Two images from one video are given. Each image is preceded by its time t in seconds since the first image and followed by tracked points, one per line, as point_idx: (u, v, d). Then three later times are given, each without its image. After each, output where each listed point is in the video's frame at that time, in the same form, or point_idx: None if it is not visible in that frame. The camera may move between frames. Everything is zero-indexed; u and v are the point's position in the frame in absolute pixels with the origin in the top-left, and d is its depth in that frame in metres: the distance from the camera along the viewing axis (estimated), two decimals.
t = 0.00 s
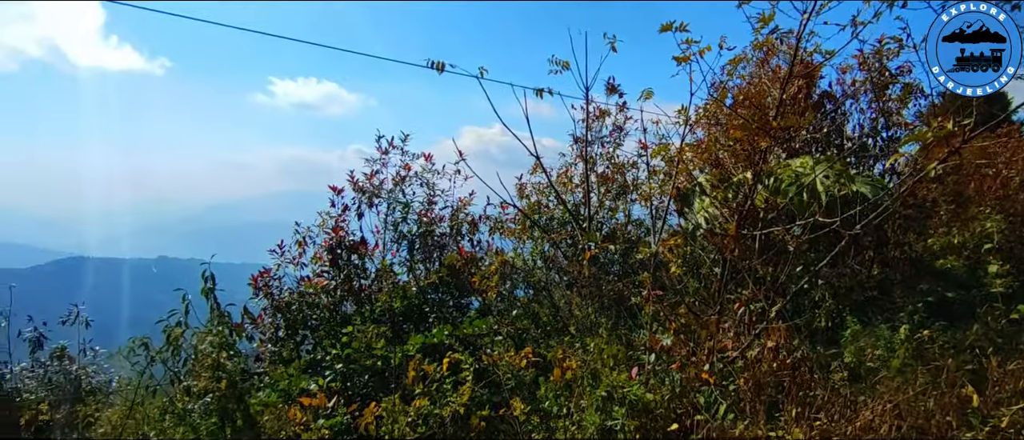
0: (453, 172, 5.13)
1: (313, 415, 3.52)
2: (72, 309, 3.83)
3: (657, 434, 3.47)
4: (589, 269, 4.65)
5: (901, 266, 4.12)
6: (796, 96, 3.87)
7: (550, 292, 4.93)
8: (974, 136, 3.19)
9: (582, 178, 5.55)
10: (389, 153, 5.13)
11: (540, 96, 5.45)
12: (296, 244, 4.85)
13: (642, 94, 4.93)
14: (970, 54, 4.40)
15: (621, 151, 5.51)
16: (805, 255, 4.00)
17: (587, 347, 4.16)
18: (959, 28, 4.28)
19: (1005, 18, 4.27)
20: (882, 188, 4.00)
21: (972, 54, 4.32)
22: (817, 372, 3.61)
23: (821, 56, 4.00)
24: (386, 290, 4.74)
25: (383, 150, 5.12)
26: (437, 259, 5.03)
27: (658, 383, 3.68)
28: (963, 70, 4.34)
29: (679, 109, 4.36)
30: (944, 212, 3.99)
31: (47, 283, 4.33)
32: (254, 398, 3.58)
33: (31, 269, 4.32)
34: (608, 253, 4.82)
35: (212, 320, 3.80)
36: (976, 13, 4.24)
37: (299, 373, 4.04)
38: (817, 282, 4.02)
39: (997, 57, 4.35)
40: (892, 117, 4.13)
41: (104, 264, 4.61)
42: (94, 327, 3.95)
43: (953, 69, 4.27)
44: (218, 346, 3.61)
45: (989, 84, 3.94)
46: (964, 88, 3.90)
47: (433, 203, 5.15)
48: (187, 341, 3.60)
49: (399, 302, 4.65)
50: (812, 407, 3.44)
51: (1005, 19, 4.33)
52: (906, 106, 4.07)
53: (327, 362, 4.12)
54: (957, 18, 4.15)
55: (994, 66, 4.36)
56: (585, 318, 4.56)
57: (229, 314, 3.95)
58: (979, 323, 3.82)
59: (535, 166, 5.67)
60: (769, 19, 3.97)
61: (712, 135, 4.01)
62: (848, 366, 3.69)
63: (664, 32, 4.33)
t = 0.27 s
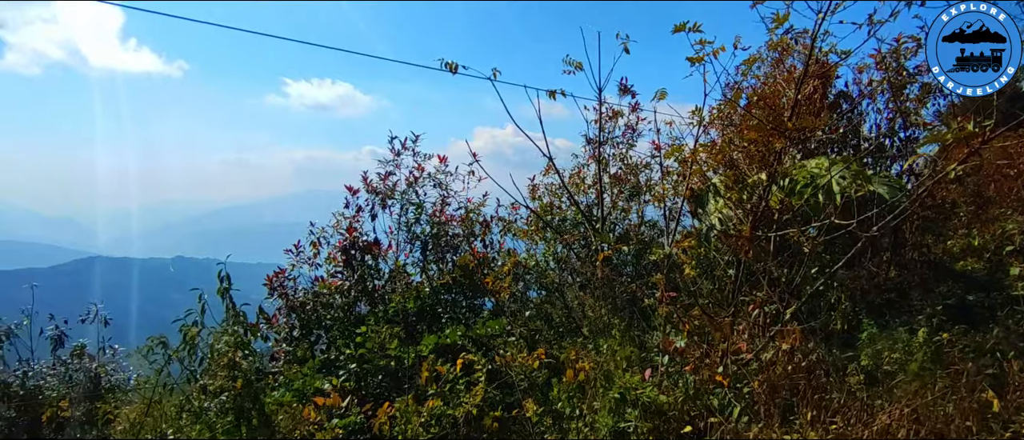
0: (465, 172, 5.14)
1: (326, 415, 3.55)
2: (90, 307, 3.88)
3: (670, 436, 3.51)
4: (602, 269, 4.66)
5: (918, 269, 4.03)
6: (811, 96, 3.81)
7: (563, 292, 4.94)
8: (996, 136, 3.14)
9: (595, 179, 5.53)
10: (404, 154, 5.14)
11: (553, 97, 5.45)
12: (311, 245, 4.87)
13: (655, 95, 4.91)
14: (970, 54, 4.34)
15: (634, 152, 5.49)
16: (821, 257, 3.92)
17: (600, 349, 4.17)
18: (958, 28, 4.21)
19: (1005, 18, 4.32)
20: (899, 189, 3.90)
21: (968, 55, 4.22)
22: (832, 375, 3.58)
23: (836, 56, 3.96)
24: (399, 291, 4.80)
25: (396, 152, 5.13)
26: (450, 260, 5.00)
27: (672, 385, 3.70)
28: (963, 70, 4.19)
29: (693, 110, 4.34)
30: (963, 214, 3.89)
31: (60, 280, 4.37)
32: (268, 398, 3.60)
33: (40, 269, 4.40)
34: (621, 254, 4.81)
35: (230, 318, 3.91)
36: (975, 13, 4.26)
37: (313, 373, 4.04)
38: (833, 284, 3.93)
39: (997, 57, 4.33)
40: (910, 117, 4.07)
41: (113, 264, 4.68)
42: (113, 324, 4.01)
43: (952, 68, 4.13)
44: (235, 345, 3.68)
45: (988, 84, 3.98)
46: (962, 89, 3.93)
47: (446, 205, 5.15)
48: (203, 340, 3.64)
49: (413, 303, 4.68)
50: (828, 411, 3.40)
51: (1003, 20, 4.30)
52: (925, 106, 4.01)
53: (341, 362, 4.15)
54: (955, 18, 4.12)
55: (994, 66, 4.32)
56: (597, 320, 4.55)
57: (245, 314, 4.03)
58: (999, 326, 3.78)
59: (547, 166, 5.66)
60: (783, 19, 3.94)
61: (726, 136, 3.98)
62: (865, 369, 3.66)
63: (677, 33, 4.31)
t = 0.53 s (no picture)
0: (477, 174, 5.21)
1: (339, 414, 3.57)
2: (110, 306, 3.90)
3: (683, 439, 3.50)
4: (615, 271, 4.59)
5: (939, 271, 3.97)
6: (826, 97, 3.76)
7: (575, 293, 4.89)
8: (1016, 138, 3.12)
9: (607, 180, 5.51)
10: (415, 155, 5.16)
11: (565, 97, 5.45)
12: (325, 245, 4.91)
13: (669, 95, 4.90)
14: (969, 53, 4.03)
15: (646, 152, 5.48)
16: (836, 259, 3.91)
17: (613, 350, 4.16)
18: (959, 29, 3.90)
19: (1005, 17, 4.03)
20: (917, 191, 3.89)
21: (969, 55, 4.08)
22: (848, 378, 3.54)
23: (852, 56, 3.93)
24: (412, 291, 4.80)
25: (407, 153, 5.15)
26: (462, 261, 5.05)
27: (685, 387, 3.69)
28: (962, 71, 3.95)
29: (706, 110, 4.32)
30: (984, 215, 3.71)
31: (78, 278, 4.41)
32: (282, 398, 3.61)
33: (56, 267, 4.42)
34: (635, 256, 4.79)
35: (245, 317, 3.93)
36: (976, 12, 3.95)
37: (327, 372, 4.09)
38: (849, 286, 3.91)
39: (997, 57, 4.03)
40: (928, 117, 4.01)
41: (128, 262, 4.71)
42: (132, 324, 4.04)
43: (952, 69, 3.93)
44: (249, 344, 3.69)
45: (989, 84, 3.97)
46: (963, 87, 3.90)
47: (458, 205, 5.17)
48: (219, 339, 3.68)
49: (425, 304, 4.65)
50: (844, 415, 3.39)
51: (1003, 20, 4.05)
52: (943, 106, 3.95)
53: (354, 361, 4.18)
54: (956, 18, 3.82)
55: (995, 66, 4.01)
56: (610, 321, 4.52)
57: (260, 313, 4.06)
58: (1019, 329, 3.74)
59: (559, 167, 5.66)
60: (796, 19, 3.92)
61: (741, 137, 3.96)
62: (881, 373, 3.65)
63: (689, 33, 4.30)
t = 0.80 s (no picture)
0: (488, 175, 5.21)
1: (352, 414, 3.59)
2: (129, 305, 3.91)
3: None
4: (628, 272, 4.60)
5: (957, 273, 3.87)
6: (843, 96, 3.69)
7: (588, 295, 4.86)
8: None
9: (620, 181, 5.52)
10: (428, 155, 5.18)
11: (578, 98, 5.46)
12: (339, 245, 4.95)
13: (683, 96, 4.88)
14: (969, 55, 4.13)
15: (660, 153, 5.46)
16: (852, 261, 3.87)
17: (626, 352, 4.14)
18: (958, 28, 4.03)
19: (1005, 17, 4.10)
20: (936, 191, 3.85)
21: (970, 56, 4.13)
22: (865, 382, 3.49)
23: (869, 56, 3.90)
24: (425, 291, 4.80)
25: (420, 153, 5.16)
26: (475, 261, 5.05)
27: (699, 390, 3.65)
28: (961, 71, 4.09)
29: (720, 111, 4.30)
30: (1006, 216, 3.61)
31: (97, 277, 4.43)
32: (296, 397, 3.62)
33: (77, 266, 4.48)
34: (648, 256, 4.79)
35: (260, 317, 3.93)
36: (975, 12, 4.03)
37: (340, 372, 4.08)
38: (865, 288, 3.87)
39: (998, 57, 4.08)
40: (948, 117, 4.01)
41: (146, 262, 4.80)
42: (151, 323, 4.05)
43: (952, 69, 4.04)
44: (264, 344, 3.68)
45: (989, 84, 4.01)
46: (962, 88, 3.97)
47: (471, 205, 5.18)
48: (234, 338, 3.75)
49: (438, 304, 4.64)
50: (861, 419, 3.36)
51: (1004, 21, 4.13)
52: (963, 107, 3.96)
53: (368, 361, 4.18)
54: (956, 18, 3.93)
55: (994, 66, 4.08)
56: (623, 322, 4.48)
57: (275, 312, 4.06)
58: None
59: (572, 169, 5.68)
60: (810, 19, 3.89)
61: (755, 138, 3.94)
62: (900, 377, 3.61)
63: (701, 35, 4.28)
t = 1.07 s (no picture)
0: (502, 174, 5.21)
1: (367, 413, 3.59)
2: (151, 304, 3.95)
3: None
4: (642, 273, 4.60)
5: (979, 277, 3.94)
6: (861, 96, 3.74)
7: (602, 296, 4.85)
8: None
9: (635, 181, 5.51)
10: (441, 156, 5.19)
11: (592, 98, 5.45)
12: (354, 245, 4.94)
13: (699, 96, 4.86)
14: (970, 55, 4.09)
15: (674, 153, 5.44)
16: (871, 263, 3.82)
17: (640, 354, 4.11)
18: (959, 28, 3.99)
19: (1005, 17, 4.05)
20: (959, 193, 3.84)
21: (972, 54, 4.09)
22: (884, 387, 3.43)
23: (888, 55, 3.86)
24: (439, 292, 4.79)
25: (433, 154, 5.17)
26: (490, 262, 5.02)
27: (714, 393, 3.63)
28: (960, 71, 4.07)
29: (737, 112, 4.27)
30: None
31: (117, 274, 4.53)
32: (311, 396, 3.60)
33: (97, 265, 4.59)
34: (662, 258, 4.77)
35: (277, 317, 3.97)
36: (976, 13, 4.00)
37: (355, 372, 4.09)
38: (886, 291, 3.78)
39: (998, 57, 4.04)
40: (971, 117, 3.99)
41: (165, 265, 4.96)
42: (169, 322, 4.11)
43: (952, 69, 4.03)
44: (280, 344, 3.71)
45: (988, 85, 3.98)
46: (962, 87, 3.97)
47: (485, 206, 5.17)
48: (252, 338, 3.81)
49: (452, 305, 4.65)
50: (880, 424, 3.34)
51: (1004, 21, 4.08)
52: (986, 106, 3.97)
53: (382, 361, 4.20)
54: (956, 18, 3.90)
55: (994, 66, 4.04)
56: (637, 324, 4.48)
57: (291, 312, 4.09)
58: None
59: (586, 170, 5.68)
60: (826, 18, 3.86)
61: (772, 139, 3.91)
62: (920, 382, 3.57)
63: (716, 36, 4.26)
